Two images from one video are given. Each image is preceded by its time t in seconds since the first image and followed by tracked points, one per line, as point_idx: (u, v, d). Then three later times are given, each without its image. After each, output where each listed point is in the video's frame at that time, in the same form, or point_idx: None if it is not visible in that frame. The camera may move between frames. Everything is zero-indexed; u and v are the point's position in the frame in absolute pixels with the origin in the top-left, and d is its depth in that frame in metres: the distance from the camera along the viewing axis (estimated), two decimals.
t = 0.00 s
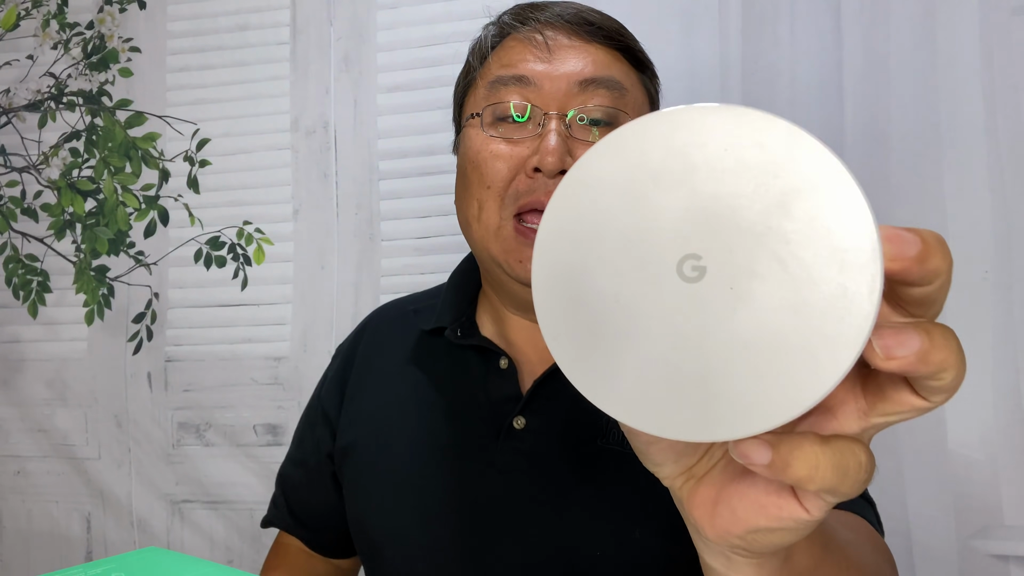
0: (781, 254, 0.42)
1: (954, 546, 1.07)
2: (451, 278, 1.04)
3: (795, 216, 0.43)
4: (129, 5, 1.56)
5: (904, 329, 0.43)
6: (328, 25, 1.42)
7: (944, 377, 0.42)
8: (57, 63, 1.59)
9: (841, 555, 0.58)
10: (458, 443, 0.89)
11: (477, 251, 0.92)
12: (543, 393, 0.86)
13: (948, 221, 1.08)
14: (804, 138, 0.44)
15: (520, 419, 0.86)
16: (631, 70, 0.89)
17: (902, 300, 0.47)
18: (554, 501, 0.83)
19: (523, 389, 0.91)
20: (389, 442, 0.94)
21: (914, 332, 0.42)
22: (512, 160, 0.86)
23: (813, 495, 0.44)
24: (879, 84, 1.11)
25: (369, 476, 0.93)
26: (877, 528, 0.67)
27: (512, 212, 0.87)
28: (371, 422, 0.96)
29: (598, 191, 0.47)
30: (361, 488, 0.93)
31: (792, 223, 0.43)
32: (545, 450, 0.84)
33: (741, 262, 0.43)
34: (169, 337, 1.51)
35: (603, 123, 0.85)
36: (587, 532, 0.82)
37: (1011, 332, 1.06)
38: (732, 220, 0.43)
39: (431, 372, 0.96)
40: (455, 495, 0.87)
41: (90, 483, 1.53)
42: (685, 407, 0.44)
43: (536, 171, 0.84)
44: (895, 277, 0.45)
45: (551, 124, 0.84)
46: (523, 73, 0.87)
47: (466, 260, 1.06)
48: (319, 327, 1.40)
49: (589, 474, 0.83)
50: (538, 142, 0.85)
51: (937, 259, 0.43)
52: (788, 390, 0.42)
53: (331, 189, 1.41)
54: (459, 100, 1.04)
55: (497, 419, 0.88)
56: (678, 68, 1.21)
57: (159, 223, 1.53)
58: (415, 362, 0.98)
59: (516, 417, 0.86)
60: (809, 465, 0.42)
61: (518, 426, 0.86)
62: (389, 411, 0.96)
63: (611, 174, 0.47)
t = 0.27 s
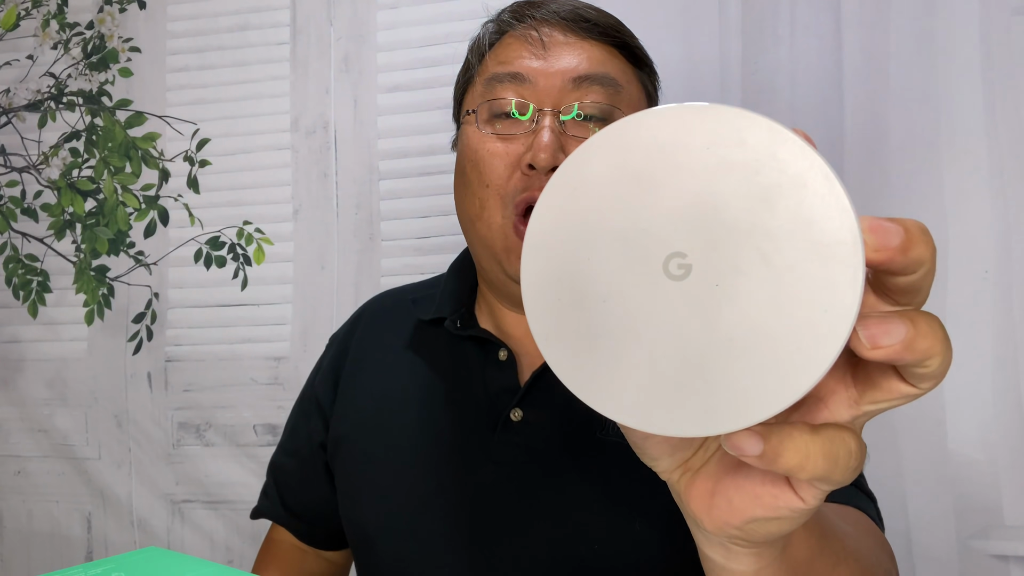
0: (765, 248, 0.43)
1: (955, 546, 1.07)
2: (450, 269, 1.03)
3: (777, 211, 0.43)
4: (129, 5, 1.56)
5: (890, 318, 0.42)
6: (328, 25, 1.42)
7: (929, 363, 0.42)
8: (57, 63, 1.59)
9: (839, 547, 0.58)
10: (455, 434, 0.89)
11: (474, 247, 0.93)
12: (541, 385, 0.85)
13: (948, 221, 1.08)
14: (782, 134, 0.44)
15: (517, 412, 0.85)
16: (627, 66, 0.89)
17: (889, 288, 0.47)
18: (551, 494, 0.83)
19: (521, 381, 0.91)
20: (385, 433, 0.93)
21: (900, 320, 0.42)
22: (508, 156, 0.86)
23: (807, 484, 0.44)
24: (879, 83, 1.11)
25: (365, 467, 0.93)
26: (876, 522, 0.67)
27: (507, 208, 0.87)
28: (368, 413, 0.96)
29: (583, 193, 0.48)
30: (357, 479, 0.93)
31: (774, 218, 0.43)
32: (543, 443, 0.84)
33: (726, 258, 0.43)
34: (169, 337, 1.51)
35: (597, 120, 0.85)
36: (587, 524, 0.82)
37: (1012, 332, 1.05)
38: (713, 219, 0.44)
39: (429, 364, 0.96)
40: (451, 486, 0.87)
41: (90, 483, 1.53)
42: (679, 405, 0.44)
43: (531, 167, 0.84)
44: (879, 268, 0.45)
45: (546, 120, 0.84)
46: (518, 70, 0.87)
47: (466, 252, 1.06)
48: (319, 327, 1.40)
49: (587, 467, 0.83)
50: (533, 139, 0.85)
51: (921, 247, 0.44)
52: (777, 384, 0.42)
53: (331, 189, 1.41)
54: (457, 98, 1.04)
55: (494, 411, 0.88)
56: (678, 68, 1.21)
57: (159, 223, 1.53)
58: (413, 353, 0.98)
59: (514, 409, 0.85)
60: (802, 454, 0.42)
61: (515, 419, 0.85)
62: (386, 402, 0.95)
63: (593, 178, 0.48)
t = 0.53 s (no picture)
0: (784, 266, 0.40)
1: (955, 547, 1.07)
2: (445, 273, 1.04)
3: (796, 227, 0.41)
4: (129, 5, 1.56)
5: (908, 351, 0.40)
6: (328, 25, 1.42)
7: (946, 398, 0.39)
8: (56, 63, 1.59)
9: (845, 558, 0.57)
10: (449, 437, 0.89)
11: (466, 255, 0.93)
12: (536, 388, 0.86)
13: (948, 222, 1.08)
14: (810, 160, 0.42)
15: (512, 414, 0.86)
16: (618, 70, 0.88)
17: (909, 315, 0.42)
18: (547, 498, 0.83)
19: (516, 383, 0.91)
20: (380, 436, 0.93)
21: (917, 354, 0.39)
22: (497, 166, 0.86)
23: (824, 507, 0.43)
24: (878, 84, 1.11)
25: (360, 471, 0.93)
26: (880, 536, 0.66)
27: (496, 219, 0.87)
28: (363, 416, 0.96)
29: (592, 202, 0.46)
30: (353, 483, 0.93)
31: (796, 235, 0.41)
32: (538, 446, 0.84)
33: (742, 273, 0.41)
34: (169, 337, 1.51)
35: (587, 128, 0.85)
36: (584, 528, 0.82)
37: (1011, 332, 1.06)
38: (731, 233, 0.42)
39: (423, 367, 0.96)
40: (446, 490, 0.87)
41: (90, 483, 1.53)
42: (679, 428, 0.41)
43: (519, 179, 0.85)
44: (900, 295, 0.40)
45: (534, 132, 0.84)
46: (506, 79, 0.86)
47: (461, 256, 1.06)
48: (319, 327, 1.40)
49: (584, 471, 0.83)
50: (521, 150, 0.85)
51: (945, 276, 0.39)
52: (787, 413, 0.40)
53: (331, 189, 1.41)
54: (448, 100, 1.04)
55: (489, 414, 0.88)
56: (678, 69, 1.21)
57: (159, 223, 1.53)
58: (409, 356, 0.98)
59: (508, 412, 0.86)
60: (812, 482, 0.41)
61: (510, 422, 0.86)
62: (381, 405, 0.95)
63: (609, 183, 0.45)
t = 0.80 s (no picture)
0: (831, 281, 0.40)
1: (955, 547, 1.07)
2: (447, 272, 1.04)
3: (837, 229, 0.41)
4: (129, 5, 1.56)
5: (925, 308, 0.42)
6: (328, 25, 1.42)
7: (967, 347, 0.42)
8: (56, 63, 1.59)
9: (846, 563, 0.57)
10: (450, 438, 0.89)
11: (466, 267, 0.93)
12: (538, 389, 0.86)
13: (949, 222, 1.08)
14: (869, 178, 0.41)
15: (513, 415, 0.86)
16: (618, 81, 0.87)
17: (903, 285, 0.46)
18: (547, 498, 0.83)
19: (517, 384, 0.91)
20: (381, 436, 0.94)
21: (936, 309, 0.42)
22: (495, 184, 0.86)
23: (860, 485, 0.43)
24: (879, 84, 1.11)
25: (360, 471, 0.93)
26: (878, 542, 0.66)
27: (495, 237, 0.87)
28: (364, 416, 0.96)
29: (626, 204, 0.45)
30: (353, 483, 0.93)
31: (848, 249, 0.40)
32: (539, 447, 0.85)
33: (788, 281, 0.41)
34: (169, 337, 1.51)
35: (586, 143, 0.86)
36: (582, 529, 0.82)
37: (1011, 332, 1.06)
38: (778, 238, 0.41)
39: (425, 367, 0.96)
40: (446, 490, 0.87)
41: (90, 483, 1.53)
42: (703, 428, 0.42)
43: (517, 199, 0.84)
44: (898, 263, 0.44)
45: (533, 150, 0.84)
46: (503, 96, 0.86)
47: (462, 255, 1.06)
48: (319, 327, 1.40)
49: (583, 472, 0.83)
50: (520, 168, 0.85)
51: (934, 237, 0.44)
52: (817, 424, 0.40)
53: (331, 189, 1.41)
54: (447, 103, 1.04)
55: (490, 414, 0.88)
56: (679, 69, 1.21)
57: (159, 223, 1.53)
58: (410, 356, 0.98)
59: (510, 412, 0.86)
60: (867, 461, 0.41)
61: (511, 422, 0.86)
62: (382, 406, 0.95)
63: (662, 179, 0.44)
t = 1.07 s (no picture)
0: (823, 261, 0.40)
1: (955, 547, 1.07)
2: (447, 274, 1.03)
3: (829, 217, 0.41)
4: (129, 5, 1.56)
5: (921, 313, 0.42)
6: (328, 25, 1.42)
7: (964, 354, 0.42)
8: (57, 63, 1.59)
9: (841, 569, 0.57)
10: (451, 439, 0.89)
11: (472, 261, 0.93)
12: (538, 391, 0.86)
13: (949, 222, 1.08)
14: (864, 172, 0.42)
15: (514, 417, 0.86)
16: (623, 75, 0.87)
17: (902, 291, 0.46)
18: (547, 501, 0.83)
19: (518, 386, 0.91)
20: (382, 437, 0.93)
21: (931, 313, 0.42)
22: (502, 175, 0.86)
23: (854, 495, 0.43)
24: (879, 84, 1.11)
25: (361, 471, 0.93)
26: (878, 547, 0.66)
27: (503, 227, 0.86)
28: (366, 417, 0.96)
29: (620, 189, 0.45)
30: (354, 484, 0.93)
31: (840, 232, 0.41)
32: (539, 449, 0.84)
33: (779, 266, 0.41)
34: (169, 337, 1.51)
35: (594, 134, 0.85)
36: (583, 532, 0.82)
37: (1011, 332, 1.06)
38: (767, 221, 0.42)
39: (426, 369, 0.96)
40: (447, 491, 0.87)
41: (90, 483, 1.53)
42: (694, 412, 0.41)
43: (525, 189, 0.84)
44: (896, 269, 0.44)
45: (540, 141, 0.84)
46: (510, 87, 0.86)
47: (463, 257, 1.06)
48: (319, 327, 1.40)
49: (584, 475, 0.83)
50: (527, 159, 0.85)
51: (933, 245, 0.44)
52: (811, 407, 0.40)
53: (331, 189, 1.41)
54: (451, 101, 1.04)
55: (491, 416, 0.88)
56: (679, 68, 1.21)
57: (158, 223, 1.53)
58: (411, 357, 0.98)
59: (510, 414, 0.86)
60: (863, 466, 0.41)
61: (512, 424, 0.85)
62: (382, 406, 0.95)
63: (657, 168, 0.44)
